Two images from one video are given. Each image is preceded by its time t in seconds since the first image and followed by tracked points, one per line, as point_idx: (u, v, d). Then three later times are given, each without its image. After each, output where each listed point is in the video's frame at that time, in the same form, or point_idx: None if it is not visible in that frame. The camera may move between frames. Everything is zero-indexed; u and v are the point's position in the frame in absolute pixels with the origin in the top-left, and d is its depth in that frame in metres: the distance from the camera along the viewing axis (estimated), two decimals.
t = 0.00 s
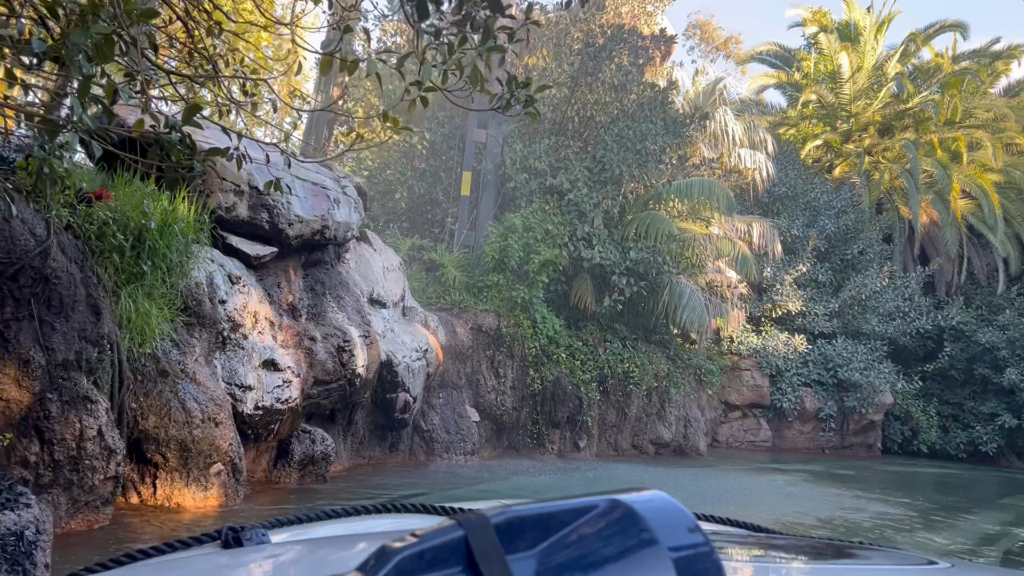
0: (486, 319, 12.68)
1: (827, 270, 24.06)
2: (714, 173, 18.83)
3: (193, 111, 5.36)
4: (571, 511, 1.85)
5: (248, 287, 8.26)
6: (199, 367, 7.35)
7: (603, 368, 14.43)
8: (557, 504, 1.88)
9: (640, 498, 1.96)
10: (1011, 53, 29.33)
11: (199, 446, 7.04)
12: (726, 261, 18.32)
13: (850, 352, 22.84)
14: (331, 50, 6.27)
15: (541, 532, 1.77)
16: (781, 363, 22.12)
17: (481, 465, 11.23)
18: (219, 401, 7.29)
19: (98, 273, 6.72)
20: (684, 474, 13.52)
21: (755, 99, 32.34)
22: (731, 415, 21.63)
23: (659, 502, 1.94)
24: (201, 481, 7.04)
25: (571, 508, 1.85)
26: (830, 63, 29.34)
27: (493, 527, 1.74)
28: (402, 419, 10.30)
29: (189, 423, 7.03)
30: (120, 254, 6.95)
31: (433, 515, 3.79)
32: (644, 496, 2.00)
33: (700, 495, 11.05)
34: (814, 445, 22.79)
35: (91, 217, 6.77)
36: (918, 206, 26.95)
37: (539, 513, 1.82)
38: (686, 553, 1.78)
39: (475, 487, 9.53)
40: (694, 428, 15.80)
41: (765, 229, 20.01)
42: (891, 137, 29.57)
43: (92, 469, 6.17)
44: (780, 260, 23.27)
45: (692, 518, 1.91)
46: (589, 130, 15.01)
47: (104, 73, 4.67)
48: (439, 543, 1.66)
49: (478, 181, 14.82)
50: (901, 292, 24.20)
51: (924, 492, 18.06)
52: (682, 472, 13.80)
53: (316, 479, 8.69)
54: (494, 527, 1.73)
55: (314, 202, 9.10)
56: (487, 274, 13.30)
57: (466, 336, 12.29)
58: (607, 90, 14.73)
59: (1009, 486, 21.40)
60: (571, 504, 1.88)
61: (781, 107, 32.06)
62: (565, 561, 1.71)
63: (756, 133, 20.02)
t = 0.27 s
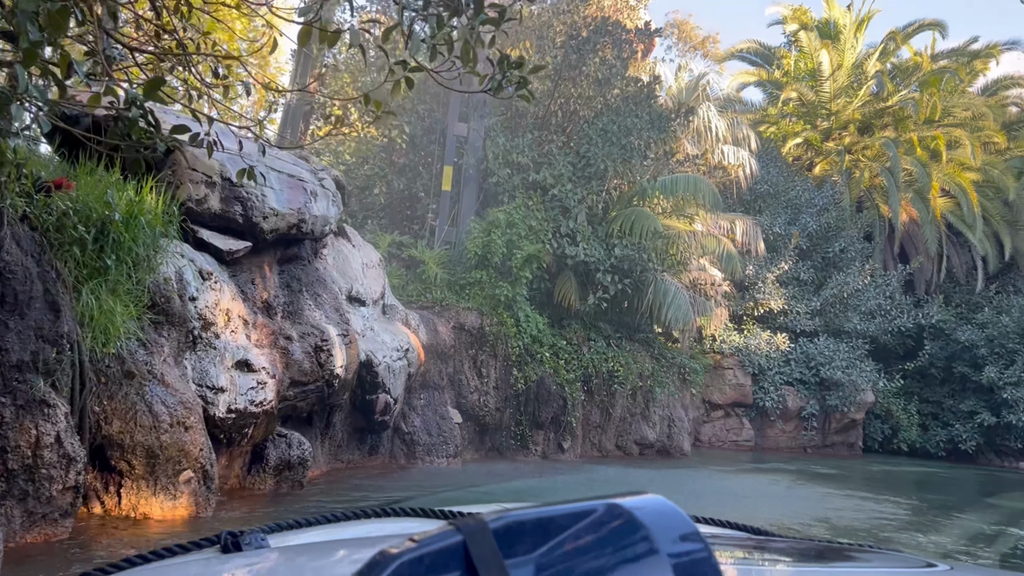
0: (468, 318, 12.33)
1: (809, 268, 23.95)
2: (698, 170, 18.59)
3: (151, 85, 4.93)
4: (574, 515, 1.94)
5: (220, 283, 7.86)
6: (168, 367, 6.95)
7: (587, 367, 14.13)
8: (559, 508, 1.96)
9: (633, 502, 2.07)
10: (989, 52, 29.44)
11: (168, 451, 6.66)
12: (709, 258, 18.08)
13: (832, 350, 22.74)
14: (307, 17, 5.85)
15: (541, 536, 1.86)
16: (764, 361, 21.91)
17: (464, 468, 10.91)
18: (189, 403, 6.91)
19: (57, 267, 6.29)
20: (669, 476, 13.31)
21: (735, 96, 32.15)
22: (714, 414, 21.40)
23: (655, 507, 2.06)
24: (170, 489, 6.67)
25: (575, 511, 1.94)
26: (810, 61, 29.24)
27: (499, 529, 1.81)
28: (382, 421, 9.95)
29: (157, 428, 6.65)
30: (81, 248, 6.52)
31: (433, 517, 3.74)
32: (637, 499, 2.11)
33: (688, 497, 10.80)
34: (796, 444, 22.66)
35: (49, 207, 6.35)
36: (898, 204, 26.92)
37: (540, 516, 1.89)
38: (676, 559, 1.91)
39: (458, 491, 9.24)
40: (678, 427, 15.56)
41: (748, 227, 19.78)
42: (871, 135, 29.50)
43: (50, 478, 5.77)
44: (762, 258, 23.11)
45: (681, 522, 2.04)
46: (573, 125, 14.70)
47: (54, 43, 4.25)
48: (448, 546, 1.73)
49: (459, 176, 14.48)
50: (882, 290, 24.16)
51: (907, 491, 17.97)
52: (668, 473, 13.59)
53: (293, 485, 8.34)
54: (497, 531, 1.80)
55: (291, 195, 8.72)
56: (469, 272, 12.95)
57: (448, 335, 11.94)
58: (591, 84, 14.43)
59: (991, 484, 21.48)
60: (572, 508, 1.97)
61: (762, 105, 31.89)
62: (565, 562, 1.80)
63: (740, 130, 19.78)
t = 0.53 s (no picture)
0: (450, 316, 12.00)
1: (790, 266, 23.83)
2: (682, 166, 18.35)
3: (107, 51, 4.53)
4: (570, 518, 2.23)
5: (190, 279, 7.45)
6: (133, 367, 6.55)
7: (571, 366, 13.84)
8: (558, 511, 2.25)
9: (628, 504, 2.34)
10: (966, 51, 29.55)
11: (133, 458, 6.28)
12: (692, 256, 17.85)
13: (814, 348, 22.64)
14: None
15: (536, 537, 2.14)
16: (746, 359, 21.68)
17: (446, 472, 10.61)
18: (156, 406, 6.52)
19: (10, 260, 5.85)
20: (655, 478, 13.09)
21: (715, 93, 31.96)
22: (696, 413, 21.18)
23: (651, 508, 2.33)
24: (136, 498, 6.29)
25: (570, 514, 2.23)
26: (790, 58, 29.12)
27: (498, 531, 2.11)
28: (361, 423, 9.60)
29: (121, 434, 6.27)
30: (37, 241, 6.09)
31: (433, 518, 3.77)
32: (632, 501, 2.39)
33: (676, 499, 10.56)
34: (777, 443, 22.52)
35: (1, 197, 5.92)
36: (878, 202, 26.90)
37: (537, 520, 2.17)
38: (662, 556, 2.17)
39: (441, 496, 8.95)
40: (662, 427, 15.34)
41: (731, 224, 19.57)
42: (850, 133, 29.42)
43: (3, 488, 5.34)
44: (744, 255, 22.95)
45: (671, 523, 2.29)
46: (556, 119, 14.39)
47: None
48: (453, 544, 2.04)
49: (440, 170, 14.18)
50: (863, 288, 24.13)
51: (891, 489, 17.87)
52: (654, 475, 13.35)
53: (268, 492, 7.98)
54: (492, 534, 2.09)
55: (265, 187, 8.32)
56: (451, 268, 12.59)
57: (430, 334, 11.61)
58: (574, 77, 14.15)
59: (972, 481, 21.52)
60: (570, 512, 2.25)
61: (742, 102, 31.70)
62: (557, 560, 2.08)
63: (723, 125, 19.53)
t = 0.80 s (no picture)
0: (431, 314, 11.64)
1: (771, 263, 23.68)
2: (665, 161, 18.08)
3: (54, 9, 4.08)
4: (569, 521, 2.04)
5: (157, 275, 7.03)
6: (94, 368, 6.13)
7: (555, 366, 13.53)
8: (555, 515, 2.06)
9: (630, 505, 2.18)
10: (943, 49, 29.64)
11: (94, 466, 5.91)
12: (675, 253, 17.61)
13: (795, 346, 22.52)
14: None
15: (536, 540, 1.97)
16: (728, 358, 21.43)
17: (427, 476, 10.28)
18: (120, 411, 6.14)
19: None
20: (641, 480, 12.86)
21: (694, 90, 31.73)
22: (677, 412, 20.93)
23: (653, 509, 2.16)
24: (97, 510, 5.97)
25: (570, 518, 2.05)
26: (769, 55, 28.99)
27: (493, 536, 1.92)
28: (339, 426, 9.24)
29: (81, 441, 5.87)
30: None
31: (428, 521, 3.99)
32: (635, 501, 2.22)
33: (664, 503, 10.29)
34: (759, 442, 22.38)
35: None
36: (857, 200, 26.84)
37: (536, 522, 2.00)
38: (670, 561, 2.02)
39: (423, 502, 8.64)
40: (645, 427, 15.10)
41: (713, 221, 19.29)
42: (829, 130, 29.32)
43: None
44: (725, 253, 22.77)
45: (678, 525, 2.13)
46: (538, 113, 14.07)
47: None
48: (442, 554, 1.84)
49: (419, 165, 13.77)
50: (843, 285, 24.06)
51: (875, 487, 17.76)
52: (639, 476, 13.12)
53: (240, 499, 7.63)
54: (492, 538, 1.92)
55: (238, 178, 7.92)
56: (431, 265, 12.21)
57: (410, 333, 11.25)
58: (556, 71, 13.82)
59: (952, 478, 21.57)
60: (569, 515, 2.06)
61: (721, 99, 31.49)
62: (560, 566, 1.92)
63: (705, 121, 19.28)
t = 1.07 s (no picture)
0: (410, 312, 11.26)
1: (751, 261, 23.55)
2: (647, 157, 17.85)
3: None
4: (569, 523, 1.94)
5: (120, 271, 6.62)
6: (50, 372, 5.72)
7: (537, 365, 13.20)
8: (553, 517, 1.96)
9: (629, 507, 2.08)
10: (920, 47, 29.69)
11: (49, 478, 5.52)
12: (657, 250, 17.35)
13: (776, 344, 22.38)
14: None
15: (534, 544, 1.87)
16: (709, 356, 21.20)
17: (407, 481, 9.94)
18: (77, 417, 5.73)
19: None
20: (626, 481, 12.62)
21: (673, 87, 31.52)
22: (659, 412, 20.67)
23: (652, 511, 2.07)
24: (53, 524, 5.58)
25: (569, 519, 1.95)
26: (747, 53, 28.88)
27: (490, 540, 1.82)
28: (315, 430, 8.86)
29: (35, 450, 5.47)
30: None
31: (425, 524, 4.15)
32: (632, 502, 2.13)
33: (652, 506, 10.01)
34: (740, 441, 22.23)
35: None
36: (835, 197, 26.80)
37: (534, 525, 1.90)
38: (674, 561, 1.93)
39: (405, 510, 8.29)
40: (628, 427, 14.85)
41: (694, 218, 19.01)
42: (807, 128, 29.25)
43: None
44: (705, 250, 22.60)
45: (679, 525, 2.05)
46: (519, 106, 13.75)
47: None
48: (439, 557, 1.74)
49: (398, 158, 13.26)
50: (824, 283, 23.98)
51: (858, 486, 17.63)
52: (624, 478, 12.86)
53: (210, 508, 7.26)
54: (490, 541, 1.81)
55: (207, 168, 7.51)
56: (410, 262, 11.83)
57: (389, 333, 10.87)
58: (537, 63, 13.52)
59: (933, 476, 21.58)
60: (567, 517, 1.97)
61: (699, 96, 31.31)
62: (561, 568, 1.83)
63: (687, 117, 19.02)
